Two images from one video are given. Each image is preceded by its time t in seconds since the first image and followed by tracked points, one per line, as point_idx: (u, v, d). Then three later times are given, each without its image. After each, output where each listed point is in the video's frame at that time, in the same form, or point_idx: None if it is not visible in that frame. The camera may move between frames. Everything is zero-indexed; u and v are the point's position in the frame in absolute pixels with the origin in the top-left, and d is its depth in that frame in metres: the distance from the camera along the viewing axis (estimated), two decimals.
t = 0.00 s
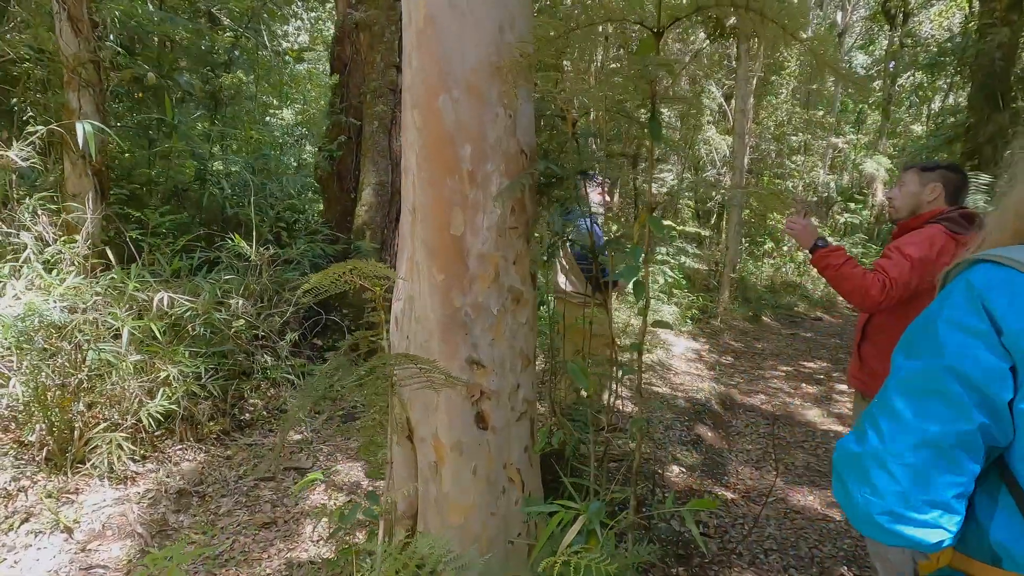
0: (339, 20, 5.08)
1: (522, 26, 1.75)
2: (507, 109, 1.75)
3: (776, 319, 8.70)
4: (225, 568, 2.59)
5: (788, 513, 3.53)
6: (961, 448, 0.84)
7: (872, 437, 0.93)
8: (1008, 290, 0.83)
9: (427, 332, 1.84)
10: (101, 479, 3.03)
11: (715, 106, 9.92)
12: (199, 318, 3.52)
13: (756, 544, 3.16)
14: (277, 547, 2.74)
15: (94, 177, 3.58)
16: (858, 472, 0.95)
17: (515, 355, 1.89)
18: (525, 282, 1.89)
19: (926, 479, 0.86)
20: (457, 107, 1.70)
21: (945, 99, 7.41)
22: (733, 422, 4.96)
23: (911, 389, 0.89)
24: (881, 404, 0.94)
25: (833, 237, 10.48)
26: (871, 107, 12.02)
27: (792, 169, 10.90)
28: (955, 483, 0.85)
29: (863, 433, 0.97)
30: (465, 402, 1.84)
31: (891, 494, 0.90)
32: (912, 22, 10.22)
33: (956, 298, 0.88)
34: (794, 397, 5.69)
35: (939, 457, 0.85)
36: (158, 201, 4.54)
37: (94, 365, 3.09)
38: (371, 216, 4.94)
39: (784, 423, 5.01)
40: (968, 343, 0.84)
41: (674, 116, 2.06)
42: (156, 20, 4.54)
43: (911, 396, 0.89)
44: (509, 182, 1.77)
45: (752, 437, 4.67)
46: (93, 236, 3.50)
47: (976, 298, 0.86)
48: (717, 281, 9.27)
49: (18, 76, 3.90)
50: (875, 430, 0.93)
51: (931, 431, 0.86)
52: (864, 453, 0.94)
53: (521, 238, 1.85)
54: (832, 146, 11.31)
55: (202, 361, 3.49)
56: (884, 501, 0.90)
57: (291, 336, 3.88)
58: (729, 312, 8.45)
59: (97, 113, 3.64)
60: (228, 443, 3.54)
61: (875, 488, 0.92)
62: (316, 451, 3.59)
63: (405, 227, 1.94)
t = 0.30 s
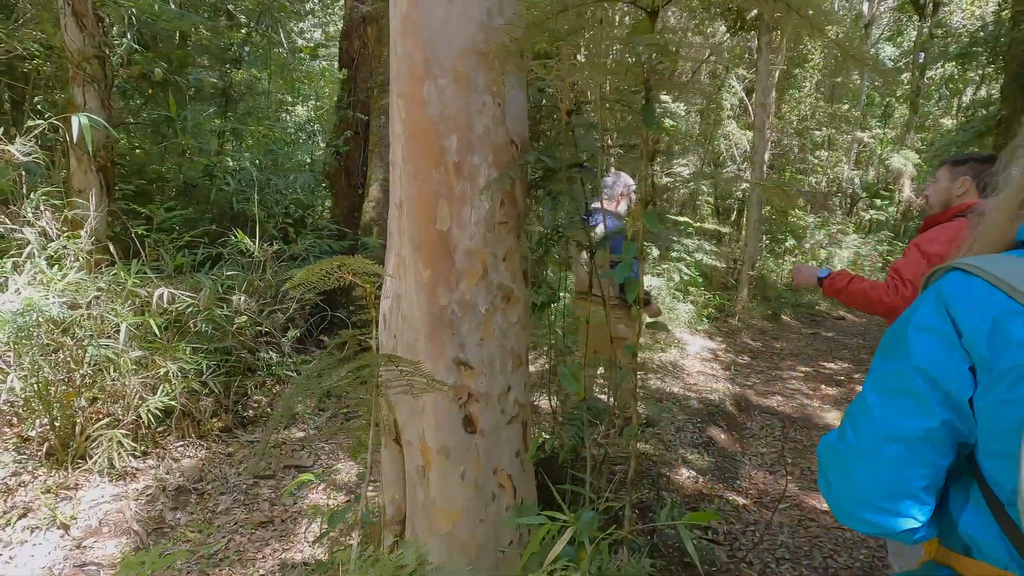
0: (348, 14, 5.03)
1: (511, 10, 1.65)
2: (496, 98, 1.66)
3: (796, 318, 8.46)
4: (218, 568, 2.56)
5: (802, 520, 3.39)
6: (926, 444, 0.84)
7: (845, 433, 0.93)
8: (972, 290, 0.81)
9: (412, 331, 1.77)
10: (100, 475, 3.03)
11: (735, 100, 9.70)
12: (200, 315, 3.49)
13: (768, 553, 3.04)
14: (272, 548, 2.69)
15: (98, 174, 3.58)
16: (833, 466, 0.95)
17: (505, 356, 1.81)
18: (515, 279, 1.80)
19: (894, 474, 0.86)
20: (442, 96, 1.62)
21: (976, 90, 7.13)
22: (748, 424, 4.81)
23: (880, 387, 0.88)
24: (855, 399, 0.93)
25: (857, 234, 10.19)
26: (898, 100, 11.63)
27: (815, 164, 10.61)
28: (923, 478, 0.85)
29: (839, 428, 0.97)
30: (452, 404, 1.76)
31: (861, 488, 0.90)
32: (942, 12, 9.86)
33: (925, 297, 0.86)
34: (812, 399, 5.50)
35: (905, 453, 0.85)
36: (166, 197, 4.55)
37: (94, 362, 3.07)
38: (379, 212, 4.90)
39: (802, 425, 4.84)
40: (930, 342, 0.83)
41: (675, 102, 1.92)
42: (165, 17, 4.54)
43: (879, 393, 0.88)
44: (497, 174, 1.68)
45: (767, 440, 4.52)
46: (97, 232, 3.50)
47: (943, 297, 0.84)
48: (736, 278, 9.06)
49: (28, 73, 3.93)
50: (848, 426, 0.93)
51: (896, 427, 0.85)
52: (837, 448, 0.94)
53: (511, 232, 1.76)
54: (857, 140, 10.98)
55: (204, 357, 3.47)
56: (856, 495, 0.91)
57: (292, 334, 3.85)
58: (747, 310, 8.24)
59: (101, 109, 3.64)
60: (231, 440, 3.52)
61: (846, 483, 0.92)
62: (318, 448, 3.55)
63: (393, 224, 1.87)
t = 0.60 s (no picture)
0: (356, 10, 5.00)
1: None
2: (484, 89, 1.60)
3: (812, 317, 8.29)
4: (213, 568, 2.53)
5: (813, 527, 3.29)
6: (872, 412, 1.03)
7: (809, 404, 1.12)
8: (913, 286, 0.98)
9: (400, 331, 1.72)
10: (101, 471, 3.05)
11: (751, 96, 9.53)
12: (202, 312, 3.47)
13: (775, 560, 2.95)
14: (268, 547, 2.66)
15: (103, 170, 3.59)
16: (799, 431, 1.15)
17: (496, 358, 1.75)
18: (506, 278, 1.74)
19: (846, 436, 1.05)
20: (428, 88, 1.56)
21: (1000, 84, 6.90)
22: (759, 426, 4.70)
23: (836, 366, 1.07)
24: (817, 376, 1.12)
25: (876, 232, 9.96)
26: (921, 95, 11.34)
27: (834, 161, 10.38)
28: (868, 438, 1.05)
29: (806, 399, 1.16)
30: (440, 407, 1.71)
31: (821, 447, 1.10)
32: (967, 4, 9.58)
33: (875, 294, 1.03)
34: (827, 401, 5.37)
35: (854, 420, 1.04)
36: (174, 194, 4.56)
37: (93, 358, 3.07)
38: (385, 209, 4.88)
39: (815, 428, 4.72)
40: (879, 330, 1.00)
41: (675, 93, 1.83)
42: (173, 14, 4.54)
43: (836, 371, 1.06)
44: (486, 170, 1.62)
45: (778, 443, 4.41)
46: (100, 229, 3.51)
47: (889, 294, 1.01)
48: (750, 277, 8.90)
49: (37, 71, 3.96)
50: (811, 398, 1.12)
51: (849, 399, 1.04)
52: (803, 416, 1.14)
53: (502, 230, 1.70)
54: (878, 136, 10.73)
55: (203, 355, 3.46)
56: (817, 454, 1.11)
57: (296, 330, 3.78)
58: (762, 310, 8.08)
59: (106, 106, 3.64)
60: (233, 436, 3.52)
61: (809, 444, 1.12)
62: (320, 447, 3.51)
63: (382, 221, 1.83)
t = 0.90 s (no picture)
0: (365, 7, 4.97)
1: None
2: (485, 81, 1.55)
3: (829, 317, 8.13)
4: (217, 566, 2.52)
5: (827, 533, 3.20)
6: (881, 387, 1.13)
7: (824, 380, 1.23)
8: (920, 273, 1.08)
9: (400, 329, 1.68)
10: (107, 467, 3.06)
11: (768, 93, 9.39)
12: (209, 309, 3.45)
13: (788, 566, 2.87)
14: (272, 546, 2.64)
15: (113, 167, 3.60)
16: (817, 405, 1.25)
17: (497, 358, 1.70)
18: (508, 277, 1.70)
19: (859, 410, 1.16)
20: (427, 80, 1.52)
21: None
22: (772, 428, 4.60)
23: (849, 345, 1.17)
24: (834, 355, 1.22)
25: (894, 231, 9.75)
26: (944, 91, 11.07)
27: (852, 158, 10.19)
28: (878, 411, 1.15)
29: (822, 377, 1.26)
30: (439, 409, 1.67)
31: (837, 420, 1.20)
32: None
33: (886, 279, 1.13)
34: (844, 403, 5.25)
35: (864, 394, 1.15)
36: (184, 192, 4.58)
37: (100, 355, 3.06)
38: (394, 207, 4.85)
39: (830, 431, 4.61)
40: (888, 313, 1.11)
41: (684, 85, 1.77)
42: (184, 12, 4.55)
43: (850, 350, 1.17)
44: (487, 165, 1.58)
45: (792, 445, 4.31)
46: (109, 225, 3.50)
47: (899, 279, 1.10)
48: (765, 276, 8.76)
49: (49, 70, 3.98)
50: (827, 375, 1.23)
51: (862, 375, 1.14)
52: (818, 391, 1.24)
53: (503, 226, 1.66)
54: (897, 134, 10.52)
55: (210, 351, 3.44)
56: (829, 426, 1.21)
57: (302, 328, 3.72)
58: (777, 309, 7.95)
59: (116, 104, 3.65)
60: (240, 433, 3.52)
61: (826, 418, 1.22)
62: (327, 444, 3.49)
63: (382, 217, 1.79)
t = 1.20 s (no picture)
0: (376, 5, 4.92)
1: None
2: (494, 76, 1.50)
3: (844, 319, 7.99)
4: (222, 569, 2.49)
5: (844, 542, 3.12)
6: (969, 400, 1.23)
7: (910, 395, 1.33)
8: (1006, 291, 1.20)
9: (406, 331, 1.64)
10: (115, 467, 3.05)
11: (782, 92, 9.27)
12: (217, 309, 3.44)
13: None
14: (278, 549, 2.60)
15: (123, 167, 3.59)
16: (901, 420, 1.34)
17: (506, 362, 1.65)
18: (518, 278, 1.64)
19: (952, 424, 1.25)
20: (434, 75, 1.47)
21: None
22: (787, 432, 4.51)
23: (935, 361, 1.29)
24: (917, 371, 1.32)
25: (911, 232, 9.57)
26: (963, 89, 10.85)
27: (868, 157, 10.03)
28: (968, 422, 1.24)
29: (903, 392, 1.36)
30: (446, 413, 1.63)
31: (926, 434, 1.29)
32: None
33: (970, 295, 1.26)
34: (860, 407, 5.15)
35: (952, 406, 1.25)
36: (195, 191, 4.57)
37: (108, 354, 3.06)
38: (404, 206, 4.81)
39: (846, 436, 4.51)
40: (977, 327, 1.22)
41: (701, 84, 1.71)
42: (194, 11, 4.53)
43: (939, 367, 1.27)
44: (496, 163, 1.53)
45: (807, 450, 4.22)
46: (119, 225, 3.52)
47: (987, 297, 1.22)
48: (779, 277, 8.64)
49: (61, 69, 3.98)
50: (912, 391, 1.33)
51: (956, 390, 1.24)
52: (904, 407, 1.34)
53: (513, 225, 1.61)
54: (915, 133, 10.35)
55: (218, 351, 3.43)
56: (917, 439, 1.31)
57: (310, 328, 3.67)
58: (791, 311, 7.83)
59: (126, 103, 3.64)
60: (248, 433, 3.49)
61: (911, 433, 1.32)
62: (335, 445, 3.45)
63: (389, 216, 1.75)
